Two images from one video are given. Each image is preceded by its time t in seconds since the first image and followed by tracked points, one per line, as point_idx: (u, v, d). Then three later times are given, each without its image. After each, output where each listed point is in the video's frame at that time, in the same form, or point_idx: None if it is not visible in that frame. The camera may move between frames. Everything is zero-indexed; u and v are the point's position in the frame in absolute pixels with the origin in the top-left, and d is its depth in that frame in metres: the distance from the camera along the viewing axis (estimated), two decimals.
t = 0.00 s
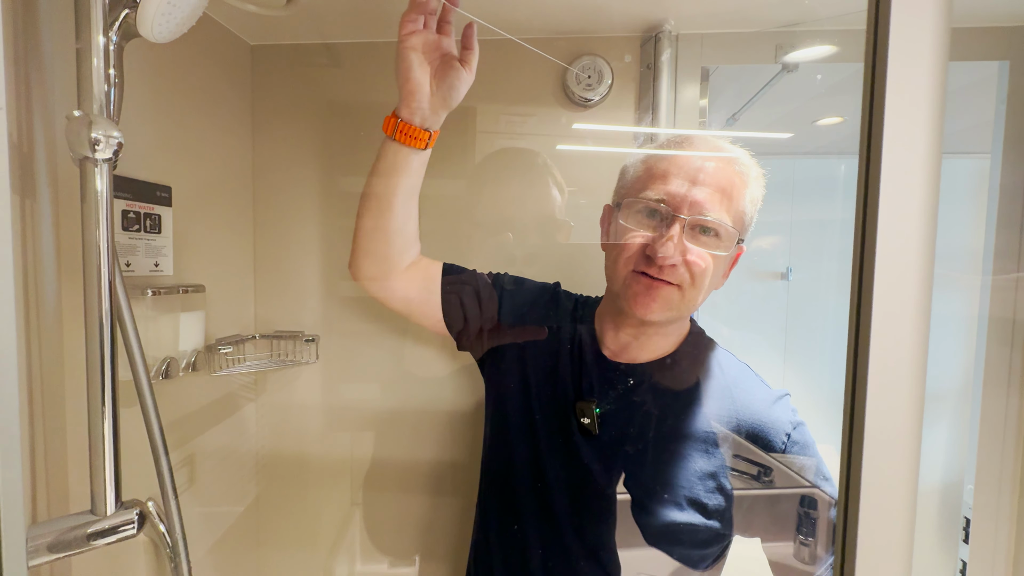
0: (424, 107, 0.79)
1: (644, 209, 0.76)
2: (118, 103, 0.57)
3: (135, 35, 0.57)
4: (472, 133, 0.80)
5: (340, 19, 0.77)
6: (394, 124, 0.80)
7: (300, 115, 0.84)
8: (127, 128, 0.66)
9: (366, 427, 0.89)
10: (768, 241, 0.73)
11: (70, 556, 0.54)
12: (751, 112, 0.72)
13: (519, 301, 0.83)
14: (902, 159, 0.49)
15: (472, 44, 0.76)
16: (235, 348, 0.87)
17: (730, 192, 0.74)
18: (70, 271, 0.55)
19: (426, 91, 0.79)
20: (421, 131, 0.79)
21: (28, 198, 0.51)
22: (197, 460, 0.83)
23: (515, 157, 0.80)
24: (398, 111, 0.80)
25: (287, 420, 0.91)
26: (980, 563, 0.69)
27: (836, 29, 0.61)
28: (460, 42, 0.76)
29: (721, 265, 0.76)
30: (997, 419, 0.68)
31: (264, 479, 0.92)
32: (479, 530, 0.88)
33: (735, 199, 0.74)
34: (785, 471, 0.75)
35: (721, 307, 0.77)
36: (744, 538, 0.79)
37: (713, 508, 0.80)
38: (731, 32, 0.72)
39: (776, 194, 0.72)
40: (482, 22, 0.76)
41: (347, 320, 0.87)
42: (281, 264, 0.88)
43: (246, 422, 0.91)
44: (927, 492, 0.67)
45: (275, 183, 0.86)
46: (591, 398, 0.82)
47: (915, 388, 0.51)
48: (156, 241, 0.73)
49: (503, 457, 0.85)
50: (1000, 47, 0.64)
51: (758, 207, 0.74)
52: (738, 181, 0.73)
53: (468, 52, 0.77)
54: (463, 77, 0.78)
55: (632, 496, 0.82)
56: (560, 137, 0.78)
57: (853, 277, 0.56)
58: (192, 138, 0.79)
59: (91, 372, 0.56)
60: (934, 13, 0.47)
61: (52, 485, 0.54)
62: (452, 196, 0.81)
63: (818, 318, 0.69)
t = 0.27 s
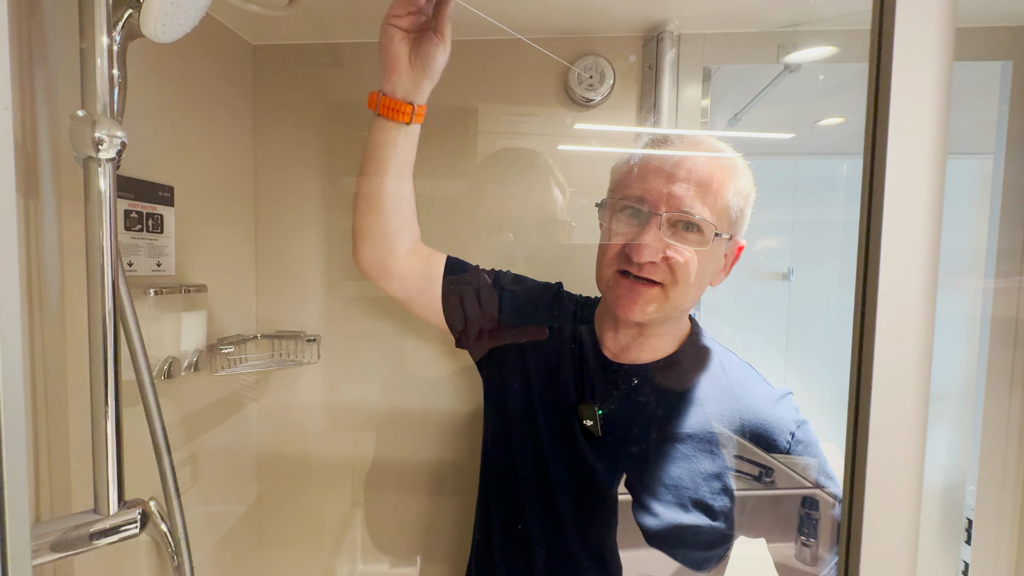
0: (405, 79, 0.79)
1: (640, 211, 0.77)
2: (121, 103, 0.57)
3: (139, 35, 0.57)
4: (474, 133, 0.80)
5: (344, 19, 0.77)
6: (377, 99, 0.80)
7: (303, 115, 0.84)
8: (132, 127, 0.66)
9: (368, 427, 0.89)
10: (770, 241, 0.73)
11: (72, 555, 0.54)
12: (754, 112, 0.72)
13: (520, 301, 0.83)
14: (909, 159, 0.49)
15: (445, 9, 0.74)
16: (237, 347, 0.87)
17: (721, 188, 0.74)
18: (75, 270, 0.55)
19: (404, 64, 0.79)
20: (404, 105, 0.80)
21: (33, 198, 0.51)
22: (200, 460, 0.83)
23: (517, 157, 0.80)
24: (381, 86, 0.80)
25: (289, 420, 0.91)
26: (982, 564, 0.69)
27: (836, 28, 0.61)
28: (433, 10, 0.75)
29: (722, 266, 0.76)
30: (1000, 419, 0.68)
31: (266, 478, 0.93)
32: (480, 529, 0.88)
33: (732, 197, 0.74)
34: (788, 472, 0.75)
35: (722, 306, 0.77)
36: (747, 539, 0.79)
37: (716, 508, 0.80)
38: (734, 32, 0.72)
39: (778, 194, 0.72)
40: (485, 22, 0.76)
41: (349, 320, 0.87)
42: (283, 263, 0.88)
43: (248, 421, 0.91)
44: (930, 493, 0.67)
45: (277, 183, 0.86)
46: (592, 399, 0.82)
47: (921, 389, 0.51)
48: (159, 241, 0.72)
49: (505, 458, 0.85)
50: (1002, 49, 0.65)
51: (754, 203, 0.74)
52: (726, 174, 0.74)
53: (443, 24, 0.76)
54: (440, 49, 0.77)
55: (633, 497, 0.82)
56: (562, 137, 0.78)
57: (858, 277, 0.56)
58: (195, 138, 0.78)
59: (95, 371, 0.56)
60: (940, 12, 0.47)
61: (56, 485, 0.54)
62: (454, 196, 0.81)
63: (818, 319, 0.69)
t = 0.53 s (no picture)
0: (419, 90, 0.79)
1: (632, 211, 0.77)
2: (122, 103, 0.57)
3: (141, 35, 0.57)
4: (475, 133, 0.80)
5: (345, 19, 0.77)
6: (389, 110, 0.80)
7: (305, 115, 0.84)
8: (135, 127, 0.66)
9: (369, 427, 0.89)
10: (771, 240, 0.73)
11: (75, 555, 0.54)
12: (755, 112, 0.72)
13: (521, 301, 0.83)
14: (913, 158, 0.49)
15: (454, 14, 0.75)
16: (238, 347, 0.87)
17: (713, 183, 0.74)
18: (77, 270, 0.55)
19: (418, 75, 0.79)
20: (417, 115, 0.79)
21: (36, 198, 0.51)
22: (201, 459, 0.83)
23: (517, 156, 0.80)
24: (393, 95, 0.79)
25: (289, 419, 0.91)
26: (984, 564, 0.69)
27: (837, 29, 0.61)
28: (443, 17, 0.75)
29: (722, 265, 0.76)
30: (1001, 418, 0.68)
31: (267, 478, 0.93)
32: (481, 529, 0.88)
33: (726, 193, 0.74)
34: (789, 472, 0.75)
35: (724, 306, 0.77)
36: (748, 538, 0.79)
37: (717, 507, 0.80)
38: (735, 32, 0.72)
39: (779, 194, 0.72)
40: (486, 22, 0.76)
41: (350, 320, 0.87)
42: (283, 263, 0.88)
43: (249, 421, 0.91)
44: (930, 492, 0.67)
45: (278, 183, 0.86)
46: (592, 400, 0.82)
47: (924, 388, 0.51)
48: (161, 241, 0.72)
49: (506, 458, 0.85)
50: (1003, 49, 0.65)
51: (747, 199, 0.74)
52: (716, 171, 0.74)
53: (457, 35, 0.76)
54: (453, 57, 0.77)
55: (633, 497, 0.82)
56: (563, 136, 0.78)
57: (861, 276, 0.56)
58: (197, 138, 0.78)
59: (96, 368, 0.56)
60: (943, 12, 0.47)
61: (58, 484, 0.54)
62: (455, 196, 0.81)
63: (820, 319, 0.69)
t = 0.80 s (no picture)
0: (417, 100, 0.79)
1: (624, 211, 0.77)
2: (123, 103, 0.57)
3: (141, 35, 0.57)
4: (476, 133, 0.80)
5: (347, 19, 0.77)
6: (389, 120, 0.80)
7: (305, 116, 0.84)
8: (136, 127, 0.66)
9: (369, 427, 0.89)
10: (772, 240, 0.73)
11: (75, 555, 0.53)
12: (755, 113, 0.72)
13: (520, 302, 0.83)
14: (915, 158, 0.49)
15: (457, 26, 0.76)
16: (238, 347, 0.87)
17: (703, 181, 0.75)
18: (77, 269, 0.55)
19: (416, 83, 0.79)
20: (415, 126, 0.79)
21: (37, 198, 0.51)
22: (201, 460, 0.83)
23: (518, 156, 0.80)
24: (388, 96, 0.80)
25: (290, 419, 0.91)
26: (985, 565, 0.68)
27: (836, 30, 0.61)
28: (449, 32, 0.76)
29: (722, 264, 0.76)
30: (1002, 418, 0.68)
31: (267, 478, 0.92)
32: (481, 530, 0.88)
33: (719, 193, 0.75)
34: (789, 474, 0.75)
35: (723, 305, 0.77)
36: (747, 539, 0.79)
37: (716, 509, 0.80)
38: (736, 33, 0.72)
39: (779, 195, 0.72)
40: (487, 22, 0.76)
41: (350, 320, 0.87)
42: (284, 263, 0.88)
43: (249, 421, 0.90)
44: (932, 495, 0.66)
45: (279, 183, 0.87)
46: (590, 402, 0.82)
47: (926, 388, 0.51)
48: (161, 241, 0.72)
49: (506, 458, 0.85)
50: (1003, 49, 0.65)
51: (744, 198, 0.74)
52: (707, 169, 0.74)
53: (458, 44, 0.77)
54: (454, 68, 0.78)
55: (633, 498, 0.82)
56: (564, 136, 0.78)
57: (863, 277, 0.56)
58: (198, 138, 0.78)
59: (98, 368, 0.56)
60: (945, 12, 0.47)
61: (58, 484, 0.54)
62: (455, 197, 0.81)
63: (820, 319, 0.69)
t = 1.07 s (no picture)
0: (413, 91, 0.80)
1: (619, 212, 0.77)
2: (123, 104, 0.56)
3: (142, 36, 0.57)
4: (476, 134, 0.80)
5: (346, 20, 0.77)
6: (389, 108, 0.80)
7: (304, 117, 0.84)
8: (134, 128, 0.66)
9: (369, 427, 0.89)
10: (772, 241, 0.73)
11: (73, 556, 0.53)
12: (754, 113, 0.72)
13: (519, 302, 0.83)
14: (913, 158, 0.49)
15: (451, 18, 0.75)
16: (237, 348, 0.87)
17: (700, 181, 0.74)
18: (77, 270, 0.55)
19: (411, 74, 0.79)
20: (411, 115, 0.80)
21: (35, 199, 0.51)
22: (200, 461, 0.83)
23: (517, 157, 0.80)
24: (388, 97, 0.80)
25: (289, 420, 0.91)
26: (984, 565, 0.68)
27: (836, 30, 0.61)
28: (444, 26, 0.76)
29: (721, 265, 0.76)
30: (1001, 419, 0.68)
31: (266, 479, 0.92)
32: (481, 531, 0.88)
33: (714, 195, 0.75)
34: (789, 474, 0.74)
35: (723, 306, 0.77)
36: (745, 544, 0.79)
37: (712, 515, 0.80)
38: (735, 34, 0.72)
39: (779, 195, 0.72)
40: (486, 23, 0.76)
41: (350, 321, 0.87)
42: (283, 264, 0.88)
43: (248, 422, 0.90)
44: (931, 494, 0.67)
45: (278, 185, 0.87)
46: (586, 403, 0.82)
47: (925, 389, 0.51)
48: (160, 241, 0.72)
49: (505, 459, 0.85)
50: (1003, 51, 0.65)
51: (743, 198, 0.74)
52: (705, 170, 0.74)
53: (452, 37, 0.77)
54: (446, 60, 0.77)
55: (631, 499, 0.82)
56: (563, 137, 0.78)
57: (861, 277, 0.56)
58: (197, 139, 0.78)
59: (96, 370, 0.55)
60: (943, 13, 0.47)
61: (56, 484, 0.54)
62: (455, 197, 0.81)
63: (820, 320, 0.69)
